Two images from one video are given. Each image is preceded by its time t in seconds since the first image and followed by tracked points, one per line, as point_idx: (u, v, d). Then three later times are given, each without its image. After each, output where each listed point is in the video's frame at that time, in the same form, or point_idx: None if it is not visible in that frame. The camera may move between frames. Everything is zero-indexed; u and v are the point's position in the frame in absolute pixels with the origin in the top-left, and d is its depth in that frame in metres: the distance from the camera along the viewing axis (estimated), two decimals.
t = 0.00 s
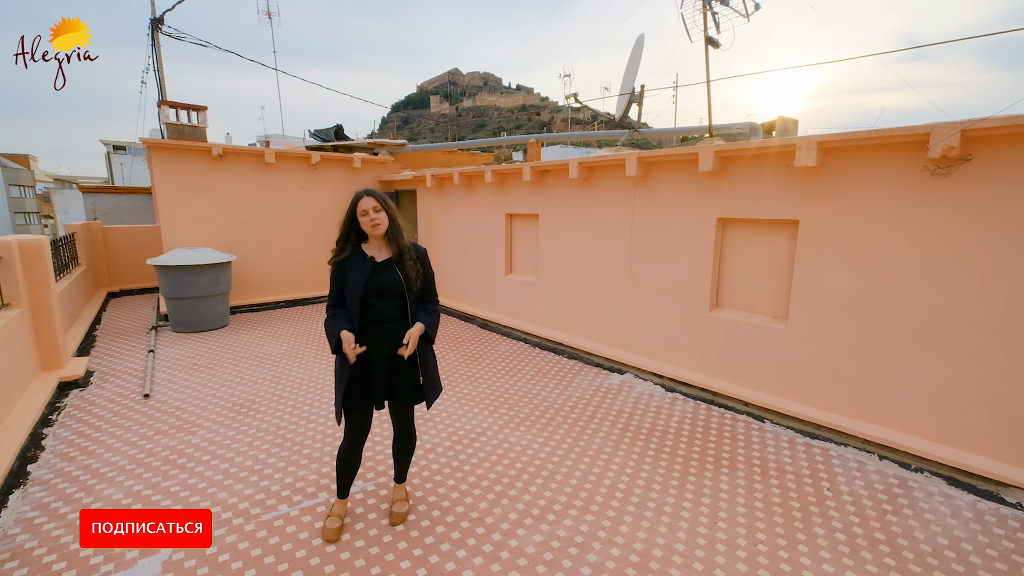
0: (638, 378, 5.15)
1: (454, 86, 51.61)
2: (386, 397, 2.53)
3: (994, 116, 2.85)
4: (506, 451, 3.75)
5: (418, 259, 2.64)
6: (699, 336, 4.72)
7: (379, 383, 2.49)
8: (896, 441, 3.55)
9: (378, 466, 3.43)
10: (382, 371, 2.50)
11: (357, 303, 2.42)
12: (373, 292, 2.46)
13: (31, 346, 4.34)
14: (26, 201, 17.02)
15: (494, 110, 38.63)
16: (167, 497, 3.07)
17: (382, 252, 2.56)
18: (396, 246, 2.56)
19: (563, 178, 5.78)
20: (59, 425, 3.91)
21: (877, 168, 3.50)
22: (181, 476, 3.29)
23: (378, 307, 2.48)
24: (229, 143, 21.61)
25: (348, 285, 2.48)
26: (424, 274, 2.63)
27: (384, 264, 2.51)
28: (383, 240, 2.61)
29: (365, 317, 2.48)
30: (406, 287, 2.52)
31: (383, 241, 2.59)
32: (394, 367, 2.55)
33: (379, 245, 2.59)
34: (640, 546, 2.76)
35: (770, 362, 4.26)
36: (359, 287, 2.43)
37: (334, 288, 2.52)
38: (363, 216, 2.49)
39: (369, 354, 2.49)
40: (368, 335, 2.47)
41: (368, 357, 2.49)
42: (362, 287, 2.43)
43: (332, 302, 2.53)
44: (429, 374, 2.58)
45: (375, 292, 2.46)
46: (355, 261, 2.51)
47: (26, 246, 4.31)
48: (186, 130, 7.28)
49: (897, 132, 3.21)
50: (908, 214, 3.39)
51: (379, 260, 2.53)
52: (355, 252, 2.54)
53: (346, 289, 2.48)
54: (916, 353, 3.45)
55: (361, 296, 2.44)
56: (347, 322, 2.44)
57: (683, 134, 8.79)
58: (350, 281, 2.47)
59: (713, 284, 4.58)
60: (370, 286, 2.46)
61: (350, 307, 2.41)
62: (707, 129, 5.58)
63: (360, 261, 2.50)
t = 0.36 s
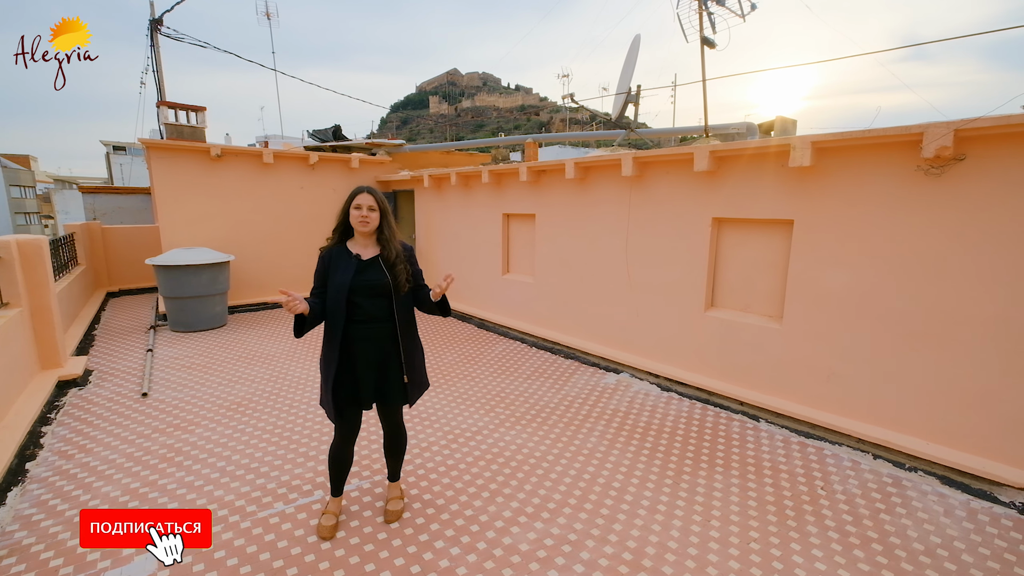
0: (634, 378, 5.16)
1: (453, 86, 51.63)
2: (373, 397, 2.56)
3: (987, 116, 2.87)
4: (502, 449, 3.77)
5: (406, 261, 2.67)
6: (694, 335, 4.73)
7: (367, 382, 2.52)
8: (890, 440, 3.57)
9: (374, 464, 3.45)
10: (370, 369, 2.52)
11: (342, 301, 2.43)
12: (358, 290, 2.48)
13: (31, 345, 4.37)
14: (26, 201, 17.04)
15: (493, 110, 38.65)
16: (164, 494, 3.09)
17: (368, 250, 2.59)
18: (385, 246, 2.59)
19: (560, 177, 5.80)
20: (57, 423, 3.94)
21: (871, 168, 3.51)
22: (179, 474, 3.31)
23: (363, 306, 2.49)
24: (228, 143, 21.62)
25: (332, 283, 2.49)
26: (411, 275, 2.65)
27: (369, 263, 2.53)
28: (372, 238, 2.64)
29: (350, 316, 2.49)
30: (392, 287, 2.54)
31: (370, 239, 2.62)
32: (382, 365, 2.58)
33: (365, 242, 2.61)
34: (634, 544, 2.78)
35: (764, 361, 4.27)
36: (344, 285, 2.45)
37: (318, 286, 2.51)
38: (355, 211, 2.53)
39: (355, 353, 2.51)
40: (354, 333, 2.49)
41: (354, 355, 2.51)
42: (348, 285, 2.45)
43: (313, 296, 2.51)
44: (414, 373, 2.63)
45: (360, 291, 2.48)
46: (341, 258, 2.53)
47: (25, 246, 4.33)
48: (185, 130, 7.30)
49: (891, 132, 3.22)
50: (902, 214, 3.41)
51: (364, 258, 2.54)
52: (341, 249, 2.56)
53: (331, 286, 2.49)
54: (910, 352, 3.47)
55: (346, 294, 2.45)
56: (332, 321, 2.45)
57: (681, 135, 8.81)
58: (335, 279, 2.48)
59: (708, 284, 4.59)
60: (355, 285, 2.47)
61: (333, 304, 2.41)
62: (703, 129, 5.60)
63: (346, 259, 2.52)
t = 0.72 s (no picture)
0: (632, 377, 5.17)
1: (454, 86, 51.64)
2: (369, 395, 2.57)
3: (983, 115, 2.87)
4: (499, 449, 3.77)
5: (397, 263, 2.67)
6: (692, 334, 4.73)
7: (359, 382, 2.52)
8: (887, 440, 3.57)
9: (370, 464, 3.45)
10: (362, 370, 2.53)
11: (333, 302, 2.44)
12: (349, 291, 2.48)
13: (28, 345, 4.38)
14: (27, 201, 17.06)
15: (493, 111, 38.72)
16: (160, 493, 3.10)
17: (359, 251, 2.59)
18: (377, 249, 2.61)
19: (558, 177, 5.80)
20: (55, 423, 3.95)
21: (867, 168, 3.51)
22: (175, 473, 3.32)
23: (354, 306, 2.50)
24: (229, 143, 21.64)
25: (324, 283, 2.49)
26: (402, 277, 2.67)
27: (361, 264, 2.54)
28: (363, 240, 2.65)
29: (341, 316, 2.49)
30: (382, 288, 2.56)
31: (362, 241, 2.63)
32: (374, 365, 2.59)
33: (356, 245, 2.62)
34: (629, 543, 2.78)
35: (761, 361, 4.28)
36: (335, 286, 2.45)
37: (308, 286, 2.50)
38: (350, 214, 2.54)
39: (347, 353, 2.51)
40: (346, 334, 2.49)
41: (345, 356, 2.51)
42: (338, 286, 2.45)
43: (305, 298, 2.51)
44: (408, 372, 2.63)
45: (351, 291, 2.49)
46: (332, 259, 2.53)
47: (22, 246, 4.34)
48: (184, 130, 7.31)
49: (887, 131, 3.22)
50: (898, 214, 3.41)
51: (356, 260, 2.55)
52: (333, 249, 2.56)
53: (321, 287, 2.49)
54: (906, 351, 3.46)
55: (337, 295, 2.45)
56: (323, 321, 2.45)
57: (682, 134, 8.80)
58: (326, 280, 2.48)
59: (704, 284, 4.59)
60: (346, 286, 2.48)
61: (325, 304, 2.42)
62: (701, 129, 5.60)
63: (337, 260, 2.53)
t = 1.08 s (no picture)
0: (630, 377, 5.17)
1: (453, 86, 51.68)
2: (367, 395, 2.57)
3: (979, 115, 2.87)
4: (496, 449, 3.77)
5: (397, 263, 2.68)
6: (690, 334, 4.73)
7: (358, 380, 2.52)
8: (884, 440, 3.56)
9: (367, 464, 3.45)
10: (361, 368, 2.53)
11: (333, 302, 2.44)
12: (349, 290, 2.48)
13: (26, 345, 4.38)
14: (26, 201, 17.08)
15: (493, 110, 38.70)
16: (156, 493, 3.10)
17: (358, 252, 2.59)
18: (377, 249, 2.60)
19: (556, 177, 5.80)
20: (51, 423, 3.94)
21: (864, 168, 3.51)
22: (172, 473, 3.32)
23: (354, 306, 2.50)
24: (229, 143, 21.65)
25: (324, 282, 2.49)
26: (402, 278, 2.67)
27: (361, 264, 2.54)
28: (362, 241, 2.64)
29: (341, 315, 2.49)
30: (383, 287, 2.56)
31: (361, 241, 2.62)
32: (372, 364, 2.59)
33: (356, 245, 2.61)
34: (625, 543, 2.78)
35: (759, 361, 4.28)
36: (335, 285, 2.45)
37: (309, 286, 2.50)
38: (349, 216, 2.52)
39: (346, 352, 2.51)
40: (345, 333, 2.49)
41: (345, 354, 2.51)
42: (339, 285, 2.45)
43: (304, 296, 2.51)
44: (407, 371, 2.63)
45: (351, 291, 2.49)
46: (332, 259, 2.52)
47: (20, 246, 4.34)
48: (183, 130, 7.31)
49: (883, 131, 3.22)
50: (895, 214, 3.41)
51: (356, 259, 2.55)
52: (333, 249, 2.55)
53: (322, 286, 2.49)
54: (903, 351, 3.47)
55: (337, 295, 2.45)
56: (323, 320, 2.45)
57: (681, 134, 8.79)
58: (326, 279, 2.48)
59: (703, 284, 4.59)
60: (347, 285, 2.48)
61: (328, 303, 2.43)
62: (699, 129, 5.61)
63: (337, 260, 2.52)
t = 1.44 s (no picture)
0: (630, 378, 5.16)
1: (453, 86, 51.65)
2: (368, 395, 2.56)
3: (979, 116, 2.87)
4: (495, 449, 3.76)
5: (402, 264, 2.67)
6: (690, 335, 4.73)
7: (359, 380, 2.51)
8: (884, 440, 3.56)
9: (367, 464, 3.45)
10: (363, 368, 2.52)
11: (336, 300, 2.43)
12: (352, 290, 2.48)
13: (24, 344, 4.37)
14: (25, 201, 17.04)
15: (492, 110, 38.66)
16: (155, 494, 3.09)
17: (363, 251, 2.58)
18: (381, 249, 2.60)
19: (556, 177, 5.79)
20: (50, 423, 3.93)
21: (865, 168, 3.51)
22: (171, 473, 3.31)
23: (358, 305, 2.49)
24: (228, 143, 21.62)
25: (328, 281, 2.48)
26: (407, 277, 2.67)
27: (365, 264, 2.53)
28: (367, 240, 2.63)
29: (345, 314, 2.48)
30: (387, 286, 2.55)
31: (366, 241, 2.61)
32: (373, 363, 2.58)
33: (361, 245, 2.60)
34: (625, 544, 2.77)
35: (758, 361, 4.27)
36: (339, 284, 2.45)
37: (313, 285, 2.49)
38: (352, 216, 2.51)
39: (348, 351, 2.50)
40: (348, 332, 2.48)
41: (347, 354, 2.50)
42: (343, 284, 2.44)
43: (308, 295, 2.51)
44: (408, 372, 2.62)
45: (355, 290, 2.48)
46: (336, 258, 2.52)
47: (18, 246, 4.34)
48: (182, 130, 7.30)
49: (883, 131, 3.22)
50: (895, 214, 3.41)
51: (360, 259, 2.54)
52: (337, 248, 2.55)
53: (326, 285, 2.48)
54: (903, 351, 3.46)
55: (340, 293, 2.45)
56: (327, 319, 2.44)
57: (681, 134, 8.77)
58: (330, 278, 2.47)
59: (702, 284, 4.59)
60: (350, 284, 2.47)
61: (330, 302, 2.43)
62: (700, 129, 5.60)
63: (342, 259, 2.51)
